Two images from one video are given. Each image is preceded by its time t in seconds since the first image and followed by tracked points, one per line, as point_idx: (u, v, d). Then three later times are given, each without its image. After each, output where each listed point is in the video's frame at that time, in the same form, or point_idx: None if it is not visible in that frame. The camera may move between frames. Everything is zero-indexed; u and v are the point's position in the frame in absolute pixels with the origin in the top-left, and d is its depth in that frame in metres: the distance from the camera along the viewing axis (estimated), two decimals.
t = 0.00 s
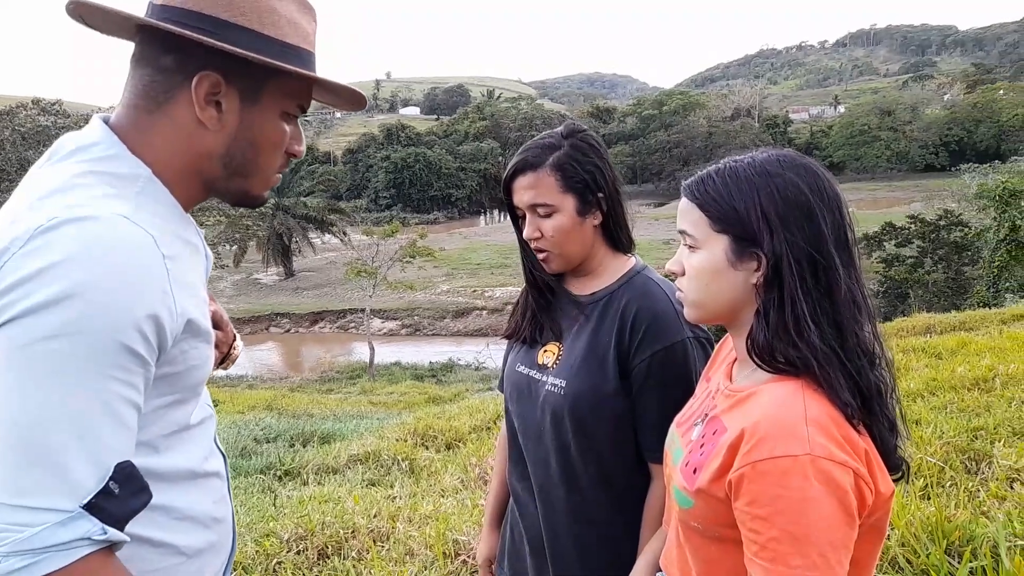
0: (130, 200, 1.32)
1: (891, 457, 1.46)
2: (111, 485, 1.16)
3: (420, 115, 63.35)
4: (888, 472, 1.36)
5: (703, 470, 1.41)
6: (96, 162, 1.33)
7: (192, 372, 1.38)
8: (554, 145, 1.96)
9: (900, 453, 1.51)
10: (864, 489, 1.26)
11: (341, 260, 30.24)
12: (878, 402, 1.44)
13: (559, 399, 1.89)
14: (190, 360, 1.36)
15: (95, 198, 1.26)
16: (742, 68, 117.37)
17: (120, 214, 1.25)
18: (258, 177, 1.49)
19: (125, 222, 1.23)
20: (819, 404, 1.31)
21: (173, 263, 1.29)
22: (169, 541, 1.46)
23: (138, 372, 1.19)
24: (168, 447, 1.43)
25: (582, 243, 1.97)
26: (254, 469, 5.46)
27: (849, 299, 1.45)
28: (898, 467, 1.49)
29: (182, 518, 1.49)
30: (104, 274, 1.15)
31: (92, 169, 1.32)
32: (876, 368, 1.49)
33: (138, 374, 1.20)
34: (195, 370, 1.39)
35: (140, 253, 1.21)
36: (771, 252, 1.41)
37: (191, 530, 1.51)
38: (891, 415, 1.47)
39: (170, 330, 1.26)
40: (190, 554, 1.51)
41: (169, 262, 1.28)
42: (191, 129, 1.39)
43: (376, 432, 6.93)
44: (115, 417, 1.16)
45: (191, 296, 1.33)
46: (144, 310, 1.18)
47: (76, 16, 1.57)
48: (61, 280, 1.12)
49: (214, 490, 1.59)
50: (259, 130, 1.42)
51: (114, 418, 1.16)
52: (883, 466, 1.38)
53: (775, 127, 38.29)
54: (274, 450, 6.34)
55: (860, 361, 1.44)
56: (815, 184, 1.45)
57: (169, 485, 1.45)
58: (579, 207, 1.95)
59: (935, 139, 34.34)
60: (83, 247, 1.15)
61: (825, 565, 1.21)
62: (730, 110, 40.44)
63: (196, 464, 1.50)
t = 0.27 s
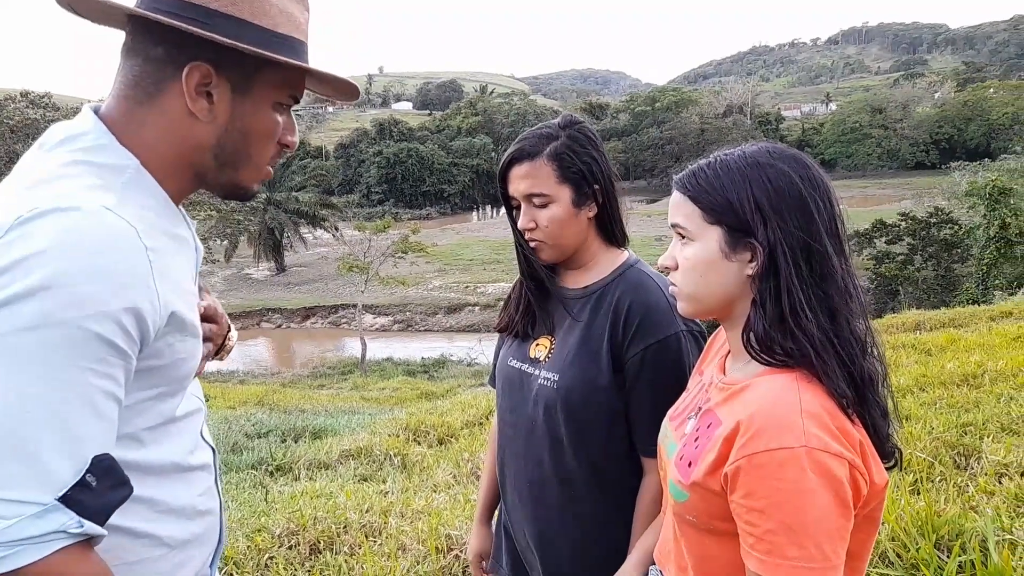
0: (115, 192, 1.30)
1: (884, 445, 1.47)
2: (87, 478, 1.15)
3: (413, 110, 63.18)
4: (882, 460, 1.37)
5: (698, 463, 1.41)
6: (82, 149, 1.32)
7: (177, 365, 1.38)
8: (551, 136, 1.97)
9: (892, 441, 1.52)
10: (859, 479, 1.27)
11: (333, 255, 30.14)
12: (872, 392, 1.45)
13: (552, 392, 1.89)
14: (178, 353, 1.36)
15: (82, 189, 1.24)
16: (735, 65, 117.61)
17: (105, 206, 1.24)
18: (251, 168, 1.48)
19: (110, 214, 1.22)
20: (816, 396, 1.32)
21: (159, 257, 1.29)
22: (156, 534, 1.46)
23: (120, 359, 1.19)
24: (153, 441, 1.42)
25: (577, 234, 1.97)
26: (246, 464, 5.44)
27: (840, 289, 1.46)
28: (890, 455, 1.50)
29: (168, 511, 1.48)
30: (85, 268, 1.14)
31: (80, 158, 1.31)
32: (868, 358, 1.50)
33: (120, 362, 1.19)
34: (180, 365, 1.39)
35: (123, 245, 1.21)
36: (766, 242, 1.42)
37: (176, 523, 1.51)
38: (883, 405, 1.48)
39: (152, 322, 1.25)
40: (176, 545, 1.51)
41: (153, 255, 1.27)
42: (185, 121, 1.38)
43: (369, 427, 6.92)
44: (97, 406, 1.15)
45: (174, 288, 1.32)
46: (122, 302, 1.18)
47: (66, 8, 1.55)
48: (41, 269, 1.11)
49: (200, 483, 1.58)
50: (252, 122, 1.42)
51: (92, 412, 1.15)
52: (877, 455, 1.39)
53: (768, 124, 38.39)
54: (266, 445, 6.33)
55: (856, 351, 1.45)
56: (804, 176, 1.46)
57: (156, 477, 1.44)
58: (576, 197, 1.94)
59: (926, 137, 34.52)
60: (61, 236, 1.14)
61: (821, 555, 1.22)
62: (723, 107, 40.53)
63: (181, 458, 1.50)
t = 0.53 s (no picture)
0: (138, 218, 1.26)
1: (892, 447, 1.46)
2: (93, 518, 1.11)
3: (411, 113, 63.24)
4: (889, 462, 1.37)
5: (705, 466, 1.40)
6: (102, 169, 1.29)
7: (193, 395, 1.35)
8: (552, 134, 1.96)
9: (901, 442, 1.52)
10: (866, 482, 1.26)
11: (331, 258, 30.13)
12: (879, 393, 1.45)
13: (551, 395, 1.88)
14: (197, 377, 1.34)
15: (104, 210, 1.21)
16: (733, 67, 117.82)
17: (127, 233, 1.21)
18: (283, 183, 1.47)
19: (133, 245, 1.18)
20: (823, 397, 1.31)
21: (180, 285, 1.26)
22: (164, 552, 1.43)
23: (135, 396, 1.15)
24: (160, 467, 1.40)
25: (577, 233, 1.96)
26: (246, 468, 5.43)
27: (846, 289, 1.46)
28: (898, 457, 1.50)
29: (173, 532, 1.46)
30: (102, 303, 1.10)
31: (106, 181, 1.27)
32: (874, 359, 1.49)
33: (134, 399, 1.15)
34: (198, 393, 1.36)
35: (144, 274, 1.17)
36: (772, 240, 1.42)
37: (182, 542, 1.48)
38: (890, 407, 1.47)
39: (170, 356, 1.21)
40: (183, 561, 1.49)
41: (175, 284, 1.24)
42: (216, 136, 1.37)
43: (369, 430, 6.92)
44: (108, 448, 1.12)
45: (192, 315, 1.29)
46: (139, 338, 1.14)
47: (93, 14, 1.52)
48: (56, 303, 1.07)
49: (206, 501, 1.56)
50: (284, 139, 1.40)
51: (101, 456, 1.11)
52: (885, 457, 1.38)
53: (766, 125, 38.45)
54: (266, 449, 6.32)
55: (863, 352, 1.45)
56: (809, 175, 1.46)
57: (166, 499, 1.42)
58: (576, 197, 1.94)
59: (924, 138, 34.57)
60: (79, 271, 1.10)
61: (830, 558, 1.21)
62: (721, 109, 40.59)
63: (189, 482, 1.48)
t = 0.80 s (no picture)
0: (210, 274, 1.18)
1: (885, 446, 1.47)
2: None
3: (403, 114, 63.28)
4: (885, 463, 1.37)
5: (699, 465, 1.40)
6: (176, 211, 1.21)
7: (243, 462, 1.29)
8: (543, 132, 1.97)
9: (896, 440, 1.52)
10: (862, 481, 1.26)
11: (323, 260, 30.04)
12: (874, 393, 1.45)
13: (540, 396, 1.88)
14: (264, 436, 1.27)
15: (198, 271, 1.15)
16: (724, 69, 118.39)
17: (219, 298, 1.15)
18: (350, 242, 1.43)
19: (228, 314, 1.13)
20: (821, 400, 1.31)
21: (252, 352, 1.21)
22: None
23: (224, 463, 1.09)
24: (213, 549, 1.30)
25: (566, 231, 1.95)
26: (236, 470, 5.40)
27: (840, 287, 1.46)
28: (892, 455, 1.50)
29: None
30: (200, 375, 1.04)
31: (185, 236, 1.18)
32: (870, 359, 1.50)
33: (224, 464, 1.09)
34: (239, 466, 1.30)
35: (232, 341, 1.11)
36: (767, 240, 1.42)
37: None
38: (885, 407, 1.47)
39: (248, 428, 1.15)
40: None
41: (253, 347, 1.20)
42: (303, 194, 1.33)
43: (361, 433, 6.89)
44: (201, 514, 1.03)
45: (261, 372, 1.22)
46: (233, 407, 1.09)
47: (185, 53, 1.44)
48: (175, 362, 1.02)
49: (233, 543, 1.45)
50: (366, 198, 1.38)
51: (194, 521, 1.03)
52: (878, 455, 1.38)
53: (756, 127, 38.63)
54: (257, 451, 6.29)
55: (858, 351, 1.45)
56: (803, 176, 1.46)
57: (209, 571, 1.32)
58: (566, 194, 1.93)
59: (913, 140, 34.82)
60: (180, 340, 1.04)
61: (825, 558, 1.20)
62: (712, 111, 40.82)
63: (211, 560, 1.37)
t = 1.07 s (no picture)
0: (196, 251, 1.20)
1: (873, 436, 1.48)
2: (72, 519, 0.90)
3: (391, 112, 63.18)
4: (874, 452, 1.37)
5: (687, 457, 1.41)
6: (158, 194, 1.21)
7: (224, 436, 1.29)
8: (532, 122, 1.96)
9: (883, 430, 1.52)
10: (851, 471, 1.27)
11: (311, 259, 29.92)
12: (862, 384, 1.46)
13: (528, 389, 1.88)
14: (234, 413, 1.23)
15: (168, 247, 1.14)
16: (711, 67, 118.88)
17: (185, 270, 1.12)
18: (336, 215, 1.42)
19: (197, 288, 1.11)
20: (810, 390, 1.31)
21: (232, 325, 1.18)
22: None
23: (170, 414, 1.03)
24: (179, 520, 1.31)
25: (554, 222, 1.95)
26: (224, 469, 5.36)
27: (827, 280, 1.47)
28: (880, 445, 1.51)
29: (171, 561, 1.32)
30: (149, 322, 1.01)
31: (166, 213, 1.19)
32: (857, 349, 1.50)
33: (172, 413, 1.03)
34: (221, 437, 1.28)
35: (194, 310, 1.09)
36: (754, 232, 1.42)
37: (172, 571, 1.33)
38: (873, 397, 1.48)
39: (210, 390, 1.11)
40: None
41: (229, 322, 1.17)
42: (283, 180, 1.31)
43: (350, 431, 6.88)
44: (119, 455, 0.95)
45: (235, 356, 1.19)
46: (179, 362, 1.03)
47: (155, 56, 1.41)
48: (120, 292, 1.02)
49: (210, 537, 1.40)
50: (348, 176, 1.36)
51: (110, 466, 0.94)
52: (866, 446, 1.39)
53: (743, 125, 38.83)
54: (244, 450, 6.25)
55: (845, 343, 1.46)
56: (793, 168, 1.46)
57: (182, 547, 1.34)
58: (555, 185, 1.93)
59: (898, 138, 35.13)
60: (141, 300, 1.02)
61: (816, 548, 1.21)
62: (699, 109, 41.00)
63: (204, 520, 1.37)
